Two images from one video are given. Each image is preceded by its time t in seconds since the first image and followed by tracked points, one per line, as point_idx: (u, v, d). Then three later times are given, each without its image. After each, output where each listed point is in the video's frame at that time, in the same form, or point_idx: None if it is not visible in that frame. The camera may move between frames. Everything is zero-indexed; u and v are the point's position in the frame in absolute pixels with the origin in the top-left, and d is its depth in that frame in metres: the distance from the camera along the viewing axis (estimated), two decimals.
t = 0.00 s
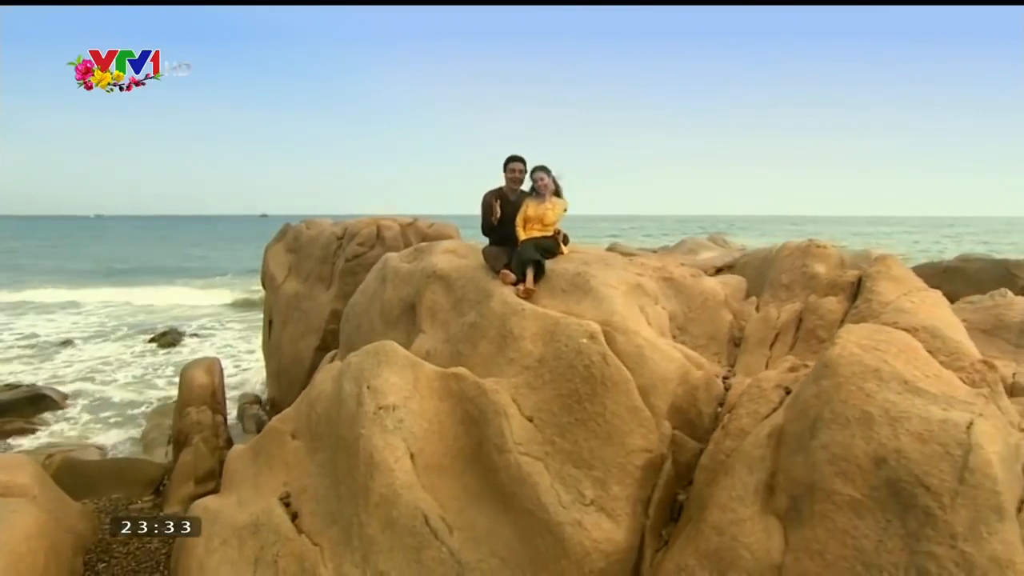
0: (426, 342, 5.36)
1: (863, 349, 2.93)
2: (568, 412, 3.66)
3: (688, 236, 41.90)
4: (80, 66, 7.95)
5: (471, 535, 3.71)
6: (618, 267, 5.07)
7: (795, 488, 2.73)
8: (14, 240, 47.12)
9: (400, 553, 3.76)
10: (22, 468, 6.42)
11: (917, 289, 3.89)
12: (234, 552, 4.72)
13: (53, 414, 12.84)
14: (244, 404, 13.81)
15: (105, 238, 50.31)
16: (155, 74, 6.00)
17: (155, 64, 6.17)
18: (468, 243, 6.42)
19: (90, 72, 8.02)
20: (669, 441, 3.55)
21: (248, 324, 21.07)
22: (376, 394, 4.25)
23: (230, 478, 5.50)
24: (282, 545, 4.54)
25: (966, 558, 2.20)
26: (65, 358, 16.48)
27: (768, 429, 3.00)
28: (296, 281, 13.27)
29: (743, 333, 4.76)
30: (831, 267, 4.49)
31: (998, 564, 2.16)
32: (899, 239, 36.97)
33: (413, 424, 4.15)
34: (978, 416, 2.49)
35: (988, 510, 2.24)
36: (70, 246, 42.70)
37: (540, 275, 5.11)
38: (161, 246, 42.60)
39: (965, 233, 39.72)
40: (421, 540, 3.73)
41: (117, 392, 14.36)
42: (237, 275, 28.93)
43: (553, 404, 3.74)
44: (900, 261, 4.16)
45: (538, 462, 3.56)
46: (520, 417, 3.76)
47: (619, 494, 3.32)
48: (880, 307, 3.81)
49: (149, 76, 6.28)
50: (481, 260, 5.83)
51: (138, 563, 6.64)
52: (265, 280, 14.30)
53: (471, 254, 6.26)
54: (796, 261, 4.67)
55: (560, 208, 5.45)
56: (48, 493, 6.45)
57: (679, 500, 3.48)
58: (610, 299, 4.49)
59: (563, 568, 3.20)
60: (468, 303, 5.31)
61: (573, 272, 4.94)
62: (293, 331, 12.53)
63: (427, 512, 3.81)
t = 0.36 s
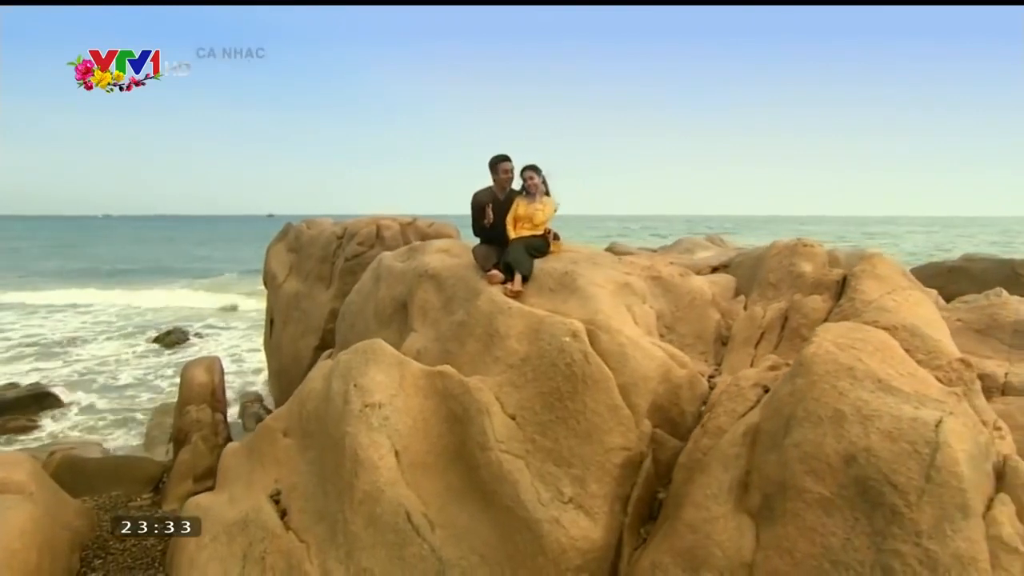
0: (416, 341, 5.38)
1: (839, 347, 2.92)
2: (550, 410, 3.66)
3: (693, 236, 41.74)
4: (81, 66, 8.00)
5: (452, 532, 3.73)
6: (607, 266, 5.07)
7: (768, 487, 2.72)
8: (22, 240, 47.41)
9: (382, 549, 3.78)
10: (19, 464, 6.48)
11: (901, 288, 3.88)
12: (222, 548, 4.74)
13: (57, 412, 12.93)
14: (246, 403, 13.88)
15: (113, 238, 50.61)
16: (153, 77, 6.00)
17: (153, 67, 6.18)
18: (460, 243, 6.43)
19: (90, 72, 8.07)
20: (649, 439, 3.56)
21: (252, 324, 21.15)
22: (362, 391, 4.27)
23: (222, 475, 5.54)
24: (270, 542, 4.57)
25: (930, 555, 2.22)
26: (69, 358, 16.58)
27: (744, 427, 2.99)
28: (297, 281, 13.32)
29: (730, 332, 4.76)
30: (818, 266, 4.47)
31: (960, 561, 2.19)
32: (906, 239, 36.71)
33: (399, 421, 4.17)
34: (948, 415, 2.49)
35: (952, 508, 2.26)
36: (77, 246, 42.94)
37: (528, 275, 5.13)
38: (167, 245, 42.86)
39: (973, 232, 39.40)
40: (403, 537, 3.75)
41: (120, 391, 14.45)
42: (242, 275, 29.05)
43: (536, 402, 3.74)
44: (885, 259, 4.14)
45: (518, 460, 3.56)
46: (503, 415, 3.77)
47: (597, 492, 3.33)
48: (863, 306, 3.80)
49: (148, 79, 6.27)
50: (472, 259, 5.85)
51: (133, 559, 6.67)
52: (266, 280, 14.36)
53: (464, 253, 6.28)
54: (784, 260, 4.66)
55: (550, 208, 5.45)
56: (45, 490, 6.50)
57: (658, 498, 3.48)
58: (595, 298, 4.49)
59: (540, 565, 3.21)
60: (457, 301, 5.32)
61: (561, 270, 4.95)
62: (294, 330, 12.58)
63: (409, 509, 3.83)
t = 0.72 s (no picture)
0: (410, 340, 5.40)
1: (817, 347, 2.91)
2: (534, 409, 3.67)
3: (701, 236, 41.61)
4: (81, 66, 8.08)
5: (437, 530, 3.76)
6: (598, 266, 5.08)
7: (744, 487, 2.72)
8: (34, 241, 47.88)
9: (369, 548, 3.81)
10: (20, 461, 6.56)
11: (888, 289, 3.87)
12: (215, 545, 4.77)
13: (64, 410, 13.04)
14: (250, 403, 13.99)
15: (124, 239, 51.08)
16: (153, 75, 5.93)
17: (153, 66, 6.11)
18: (456, 243, 6.46)
19: (90, 72, 8.17)
20: (632, 438, 3.57)
21: (258, 324, 21.27)
22: (352, 390, 4.29)
23: (218, 473, 5.57)
24: (261, 539, 4.61)
25: (897, 555, 2.22)
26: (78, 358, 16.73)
27: (723, 427, 2.99)
28: (300, 281, 13.41)
29: (720, 332, 4.76)
30: (807, 266, 4.46)
31: (927, 561, 2.20)
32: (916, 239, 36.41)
33: (388, 420, 4.19)
34: (921, 416, 2.49)
35: (921, 509, 2.27)
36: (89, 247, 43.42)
37: (520, 275, 5.15)
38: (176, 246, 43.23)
39: (985, 232, 39.02)
40: (389, 535, 3.78)
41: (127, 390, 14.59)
42: (249, 275, 29.24)
43: (521, 401, 3.76)
44: (873, 260, 4.13)
45: (502, 459, 3.58)
46: (488, 415, 3.79)
47: (578, 491, 3.34)
48: (849, 307, 3.79)
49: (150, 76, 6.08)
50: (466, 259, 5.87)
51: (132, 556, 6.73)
52: (271, 280, 14.46)
53: (459, 253, 6.31)
54: (774, 260, 4.65)
55: (544, 208, 5.46)
56: (46, 487, 6.58)
57: (641, 498, 3.49)
58: (584, 298, 4.50)
59: (521, 564, 3.23)
60: (450, 301, 5.35)
61: (552, 271, 4.96)
62: (297, 330, 12.67)
63: (396, 507, 3.86)
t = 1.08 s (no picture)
0: (404, 341, 5.44)
1: (796, 350, 2.92)
2: (520, 410, 3.70)
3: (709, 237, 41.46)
4: (81, 67, 8.12)
5: (423, 530, 3.79)
6: (590, 268, 5.10)
7: (720, 489, 2.72)
8: (47, 242, 48.37)
9: (357, 546, 3.84)
10: (24, 459, 6.66)
11: (874, 290, 3.87)
12: (210, 543, 4.82)
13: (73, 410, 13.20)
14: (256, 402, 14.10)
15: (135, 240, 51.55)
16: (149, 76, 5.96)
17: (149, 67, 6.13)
18: (453, 245, 6.50)
19: (90, 71, 8.22)
20: (616, 439, 3.59)
21: (266, 325, 21.41)
22: (344, 391, 4.32)
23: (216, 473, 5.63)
24: (255, 538, 4.66)
25: (865, 557, 2.23)
26: (87, 358, 16.92)
27: (702, 429, 3.01)
28: (305, 281, 13.50)
29: (711, 333, 4.76)
30: (797, 267, 4.46)
31: (893, 564, 2.20)
32: (926, 240, 36.11)
33: (378, 421, 4.22)
34: (894, 419, 2.50)
35: (889, 511, 2.27)
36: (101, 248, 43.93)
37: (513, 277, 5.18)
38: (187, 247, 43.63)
39: (997, 233, 38.61)
40: (377, 534, 3.82)
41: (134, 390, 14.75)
42: (258, 276, 29.44)
43: (507, 402, 3.78)
44: (862, 261, 4.13)
45: (487, 460, 3.60)
46: (475, 415, 3.81)
47: (561, 492, 3.37)
48: (835, 309, 3.78)
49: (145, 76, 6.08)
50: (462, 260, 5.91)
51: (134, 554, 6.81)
52: (277, 280, 14.56)
53: (455, 254, 6.34)
54: (765, 261, 4.64)
55: (539, 211, 5.48)
56: (49, 485, 6.67)
57: (624, 499, 3.51)
58: (573, 300, 4.52)
59: (503, 564, 3.25)
60: (443, 302, 5.38)
61: (544, 272, 4.98)
62: (301, 331, 12.75)
63: (384, 507, 3.90)
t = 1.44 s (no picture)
0: (395, 343, 5.49)
1: (766, 354, 2.94)
2: (500, 413, 3.73)
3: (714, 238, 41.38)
4: (82, 67, 8.16)
5: (405, 531, 3.83)
6: (578, 271, 5.13)
7: (688, 492, 2.75)
8: (58, 244, 48.87)
9: (340, 546, 3.88)
10: (23, 459, 6.75)
11: (854, 294, 3.88)
12: (200, 542, 4.87)
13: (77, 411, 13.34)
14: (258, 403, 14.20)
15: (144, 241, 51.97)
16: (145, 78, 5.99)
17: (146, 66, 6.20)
18: (446, 247, 6.54)
19: (91, 71, 8.28)
20: (593, 442, 3.62)
21: (270, 326, 21.53)
22: (331, 393, 4.36)
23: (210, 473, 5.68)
24: (243, 538, 4.71)
25: (822, 560, 2.24)
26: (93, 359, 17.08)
27: (674, 432, 3.03)
28: (307, 283, 13.59)
29: (696, 336, 4.79)
30: (781, 270, 4.46)
31: (848, 567, 2.21)
32: (934, 241, 35.90)
33: (364, 422, 4.25)
34: (857, 423, 2.52)
35: (847, 515, 2.29)
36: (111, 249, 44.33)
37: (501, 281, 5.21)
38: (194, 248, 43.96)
39: (1005, 233, 38.30)
40: (359, 534, 3.86)
41: (138, 390, 14.88)
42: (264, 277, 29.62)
43: (489, 405, 3.81)
44: (844, 265, 4.14)
45: (467, 462, 3.62)
46: (457, 417, 3.83)
47: (537, 494, 3.40)
48: (814, 312, 3.80)
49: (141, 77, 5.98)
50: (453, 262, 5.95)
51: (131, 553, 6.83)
52: (279, 281, 14.66)
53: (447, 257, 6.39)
54: (750, 265, 4.65)
55: (529, 216, 5.51)
56: (47, 485, 6.74)
57: (601, 501, 3.54)
58: (558, 303, 4.55)
59: (478, 565, 3.29)
60: (433, 305, 5.43)
61: (531, 275, 5.02)
62: (303, 332, 12.83)
63: (367, 508, 3.93)
